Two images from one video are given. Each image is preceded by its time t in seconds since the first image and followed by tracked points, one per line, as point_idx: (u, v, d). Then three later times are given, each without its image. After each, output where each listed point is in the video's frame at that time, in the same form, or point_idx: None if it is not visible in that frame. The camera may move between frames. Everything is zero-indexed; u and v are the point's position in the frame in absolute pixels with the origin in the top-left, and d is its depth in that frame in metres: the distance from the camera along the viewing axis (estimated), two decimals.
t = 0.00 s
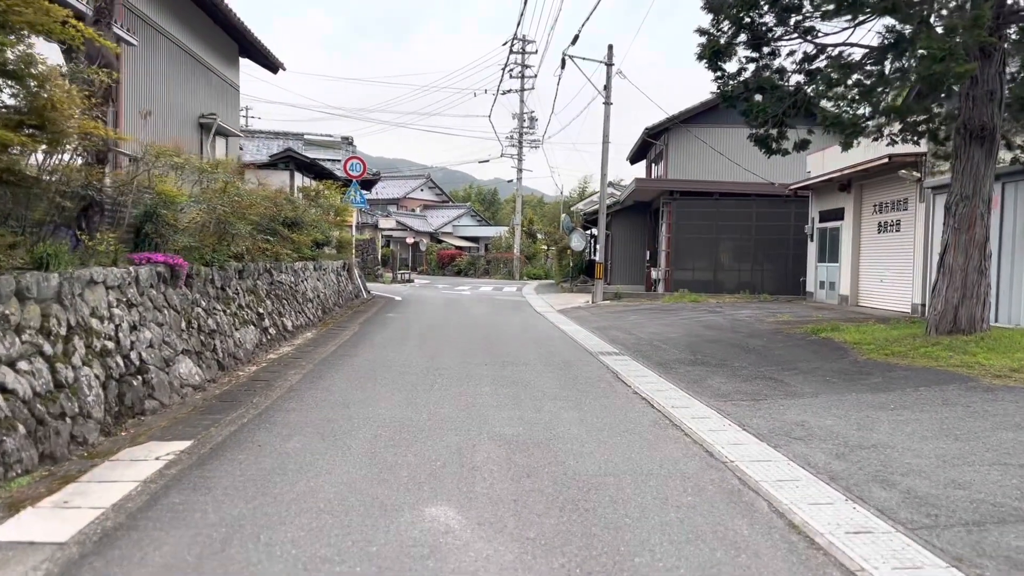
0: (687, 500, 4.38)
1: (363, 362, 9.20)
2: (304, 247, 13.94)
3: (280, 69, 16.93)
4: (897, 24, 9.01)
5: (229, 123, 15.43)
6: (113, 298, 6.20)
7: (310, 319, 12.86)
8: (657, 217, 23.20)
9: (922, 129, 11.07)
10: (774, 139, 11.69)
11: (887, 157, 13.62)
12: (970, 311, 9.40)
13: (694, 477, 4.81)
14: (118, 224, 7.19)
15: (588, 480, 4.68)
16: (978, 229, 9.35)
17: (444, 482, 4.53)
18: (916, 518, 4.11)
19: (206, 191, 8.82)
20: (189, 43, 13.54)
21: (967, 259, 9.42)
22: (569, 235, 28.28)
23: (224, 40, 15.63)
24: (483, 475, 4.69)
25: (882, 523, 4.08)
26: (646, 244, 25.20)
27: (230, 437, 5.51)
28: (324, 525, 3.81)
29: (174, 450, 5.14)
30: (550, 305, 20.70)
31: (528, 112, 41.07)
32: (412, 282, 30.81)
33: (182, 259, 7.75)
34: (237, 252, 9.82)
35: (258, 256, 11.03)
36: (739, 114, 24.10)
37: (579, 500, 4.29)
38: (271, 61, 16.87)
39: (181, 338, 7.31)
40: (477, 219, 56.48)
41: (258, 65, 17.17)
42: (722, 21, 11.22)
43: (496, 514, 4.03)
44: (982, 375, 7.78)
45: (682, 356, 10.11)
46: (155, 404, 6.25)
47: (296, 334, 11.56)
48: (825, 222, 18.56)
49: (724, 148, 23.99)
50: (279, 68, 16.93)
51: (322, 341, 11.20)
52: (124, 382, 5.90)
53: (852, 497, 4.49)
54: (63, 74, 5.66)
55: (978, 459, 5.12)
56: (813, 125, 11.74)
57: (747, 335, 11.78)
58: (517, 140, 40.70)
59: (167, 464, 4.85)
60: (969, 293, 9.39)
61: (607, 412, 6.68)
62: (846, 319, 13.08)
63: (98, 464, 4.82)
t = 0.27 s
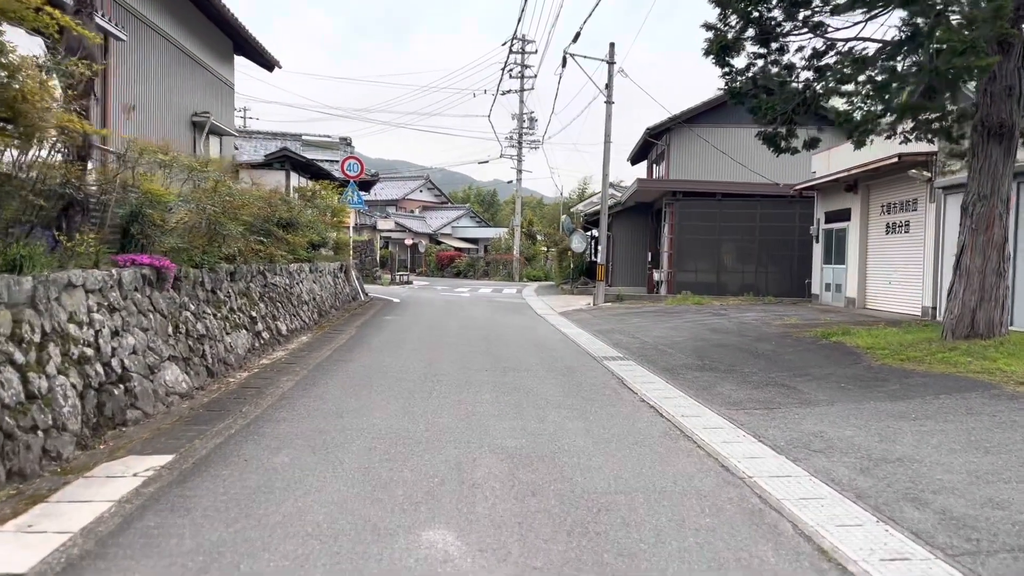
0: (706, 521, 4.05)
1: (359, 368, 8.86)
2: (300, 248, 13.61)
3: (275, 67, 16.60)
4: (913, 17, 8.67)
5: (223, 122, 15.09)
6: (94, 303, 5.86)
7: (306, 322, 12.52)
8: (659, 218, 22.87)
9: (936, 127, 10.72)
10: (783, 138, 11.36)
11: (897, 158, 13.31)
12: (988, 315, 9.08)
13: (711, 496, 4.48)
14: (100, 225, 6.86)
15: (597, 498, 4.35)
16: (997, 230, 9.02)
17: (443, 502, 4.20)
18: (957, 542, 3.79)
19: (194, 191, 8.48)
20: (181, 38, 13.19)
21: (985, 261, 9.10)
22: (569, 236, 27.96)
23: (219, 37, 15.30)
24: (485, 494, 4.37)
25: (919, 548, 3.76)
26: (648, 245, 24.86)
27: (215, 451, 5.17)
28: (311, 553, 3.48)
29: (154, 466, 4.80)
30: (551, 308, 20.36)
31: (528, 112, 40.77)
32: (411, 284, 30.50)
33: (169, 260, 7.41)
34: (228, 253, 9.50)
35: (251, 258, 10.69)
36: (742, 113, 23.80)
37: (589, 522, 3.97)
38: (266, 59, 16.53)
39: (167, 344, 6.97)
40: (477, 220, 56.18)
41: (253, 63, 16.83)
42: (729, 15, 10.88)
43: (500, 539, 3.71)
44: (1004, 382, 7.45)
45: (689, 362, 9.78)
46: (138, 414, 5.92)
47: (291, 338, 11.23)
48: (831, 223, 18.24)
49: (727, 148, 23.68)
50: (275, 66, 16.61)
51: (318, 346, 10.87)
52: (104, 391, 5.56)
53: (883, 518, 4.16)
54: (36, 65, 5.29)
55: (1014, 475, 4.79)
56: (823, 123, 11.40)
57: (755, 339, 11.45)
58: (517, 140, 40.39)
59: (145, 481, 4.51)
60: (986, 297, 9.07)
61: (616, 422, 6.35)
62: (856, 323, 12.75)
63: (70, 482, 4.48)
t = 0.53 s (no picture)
0: (730, 547, 3.72)
1: (357, 374, 8.53)
2: (297, 249, 13.27)
3: (272, 64, 16.29)
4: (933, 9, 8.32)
5: (218, 120, 14.76)
6: (74, 306, 5.54)
7: (302, 325, 12.18)
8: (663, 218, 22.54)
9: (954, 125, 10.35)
10: (794, 135, 11.02)
11: (909, 157, 12.97)
12: (1010, 318, 8.75)
13: (732, 517, 4.15)
14: (83, 225, 6.53)
15: (610, 520, 4.02)
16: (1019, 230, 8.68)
17: (444, 525, 3.87)
18: (1005, 571, 3.46)
19: (184, 189, 8.15)
20: (174, 34, 12.87)
21: (1006, 262, 8.76)
22: (572, 237, 27.63)
23: (215, 34, 14.98)
24: (489, 515, 4.03)
25: None
26: (651, 245, 24.55)
27: (199, 467, 4.84)
28: None
29: (133, 483, 4.47)
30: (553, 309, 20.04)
31: (530, 112, 40.45)
32: (411, 285, 30.17)
33: (157, 262, 7.08)
34: (221, 254, 9.16)
35: (245, 259, 10.36)
36: (748, 112, 23.51)
37: (603, 548, 3.63)
38: (263, 56, 16.21)
39: (154, 349, 6.64)
40: (477, 221, 55.85)
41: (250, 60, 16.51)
42: (739, 9, 10.55)
43: (506, 568, 3.38)
44: None
45: (698, 366, 9.45)
46: (121, 424, 5.59)
47: (286, 341, 10.89)
48: (839, 224, 17.90)
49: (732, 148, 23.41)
50: (273, 63, 16.29)
51: (315, 350, 10.53)
52: (84, 401, 5.23)
53: (921, 543, 3.83)
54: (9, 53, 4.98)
55: None
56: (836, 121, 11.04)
57: (766, 343, 11.11)
58: (518, 140, 40.07)
59: (122, 500, 4.18)
60: (1008, 299, 8.74)
61: (626, 433, 6.01)
62: (867, 326, 12.42)
63: (41, 502, 4.15)
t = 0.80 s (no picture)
0: None
1: (354, 378, 8.21)
2: (293, 250, 12.96)
3: (270, 61, 15.98)
4: None
5: (214, 118, 14.45)
6: (50, 310, 5.22)
7: (299, 328, 11.86)
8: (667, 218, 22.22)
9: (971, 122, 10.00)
10: (805, 133, 10.69)
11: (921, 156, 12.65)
12: None
13: (754, 541, 3.83)
14: (64, 225, 6.22)
15: (621, 545, 3.70)
16: None
17: (441, 552, 3.55)
18: None
19: (173, 188, 7.83)
20: (169, 30, 12.56)
21: None
22: (574, 237, 27.31)
23: (211, 30, 14.68)
24: (490, 540, 3.71)
25: None
26: (654, 245, 24.24)
27: (180, 483, 4.52)
28: None
29: (107, 502, 4.15)
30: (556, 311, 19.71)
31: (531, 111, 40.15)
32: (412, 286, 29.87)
33: (142, 264, 6.76)
34: (213, 255, 8.85)
35: (238, 260, 10.03)
36: (752, 112, 23.35)
37: None
38: (260, 53, 15.91)
39: (139, 355, 6.32)
40: (478, 221, 55.55)
41: (247, 57, 16.20)
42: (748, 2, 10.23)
43: None
44: None
45: (707, 371, 9.13)
46: (100, 436, 5.26)
47: (282, 344, 10.57)
48: (847, 224, 17.58)
49: (737, 148, 23.23)
50: (269, 60, 15.98)
51: (311, 354, 10.22)
52: (59, 411, 4.90)
53: (962, 571, 3.51)
54: None
55: None
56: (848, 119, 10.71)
57: (776, 346, 10.79)
58: (519, 141, 39.78)
59: (93, 523, 3.85)
60: None
61: (635, 444, 5.69)
62: (879, 328, 12.08)
63: (6, 523, 3.83)
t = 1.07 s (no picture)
0: None
1: (348, 385, 7.88)
2: (289, 251, 12.63)
3: (266, 58, 15.66)
4: None
5: (209, 116, 14.12)
6: (21, 315, 4.88)
7: (294, 331, 11.53)
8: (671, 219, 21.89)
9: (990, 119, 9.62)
10: (817, 130, 10.33)
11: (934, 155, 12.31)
12: None
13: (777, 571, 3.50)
14: (39, 225, 5.88)
15: None
16: None
17: None
18: None
19: (158, 187, 7.50)
20: (161, 25, 12.24)
21: None
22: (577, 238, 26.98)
23: (207, 26, 14.36)
24: (488, 570, 3.37)
25: None
26: (657, 245, 23.92)
27: (154, 504, 4.18)
28: None
29: (72, 526, 3.81)
30: (558, 313, 19.39)
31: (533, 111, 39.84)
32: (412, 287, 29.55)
33: (124, 266, 6.42)
34: (202, 256, 8.52)
35: (230, 261, 9.70)
36: (756, 111, 23.04)
37: None
38: (257, 50, 15.59)
39: (120, 362, 5.99)
40: (480, 222, 55.25)
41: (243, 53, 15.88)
42: None
43: None
44: None
45: (715, 377, 8.79)
46: (73, 449, 4.92)
47: (276, 348, 10.24)
48: (856, 224, 17.23)
49: (742, 147, 22.91)
50: (266, 56, 15.64)
51: (306, 358, 9.88)
52: (28, 424, 4.56)
53: None
54: None
55: None
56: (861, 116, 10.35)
57: (786, 350, 10.45)
58: (521, 141, 39.48)
59: (53, 550, 3.52)
60: None
61: (644, 458, 5.36)
62: (891, 332, 11.74)
63: None
